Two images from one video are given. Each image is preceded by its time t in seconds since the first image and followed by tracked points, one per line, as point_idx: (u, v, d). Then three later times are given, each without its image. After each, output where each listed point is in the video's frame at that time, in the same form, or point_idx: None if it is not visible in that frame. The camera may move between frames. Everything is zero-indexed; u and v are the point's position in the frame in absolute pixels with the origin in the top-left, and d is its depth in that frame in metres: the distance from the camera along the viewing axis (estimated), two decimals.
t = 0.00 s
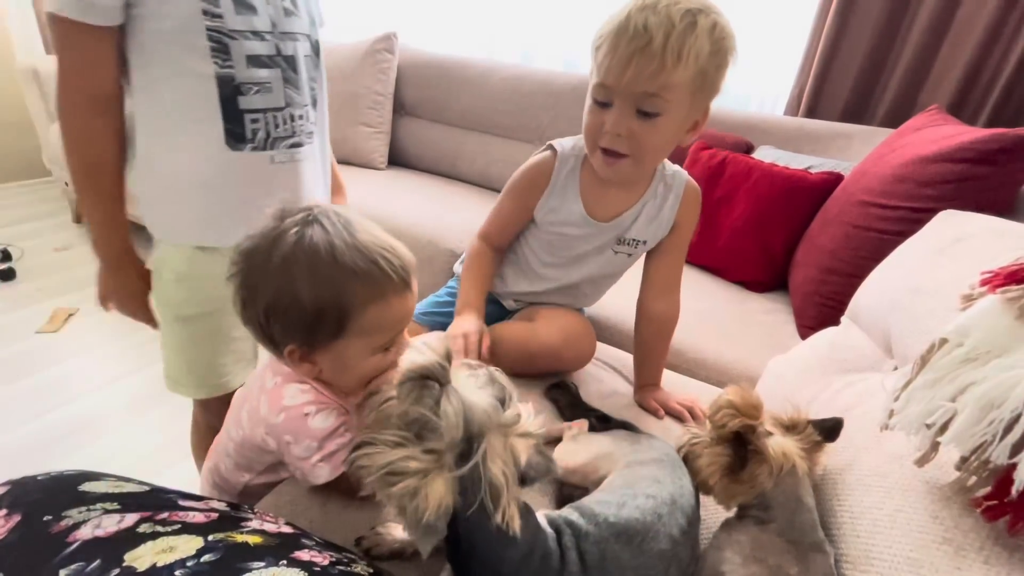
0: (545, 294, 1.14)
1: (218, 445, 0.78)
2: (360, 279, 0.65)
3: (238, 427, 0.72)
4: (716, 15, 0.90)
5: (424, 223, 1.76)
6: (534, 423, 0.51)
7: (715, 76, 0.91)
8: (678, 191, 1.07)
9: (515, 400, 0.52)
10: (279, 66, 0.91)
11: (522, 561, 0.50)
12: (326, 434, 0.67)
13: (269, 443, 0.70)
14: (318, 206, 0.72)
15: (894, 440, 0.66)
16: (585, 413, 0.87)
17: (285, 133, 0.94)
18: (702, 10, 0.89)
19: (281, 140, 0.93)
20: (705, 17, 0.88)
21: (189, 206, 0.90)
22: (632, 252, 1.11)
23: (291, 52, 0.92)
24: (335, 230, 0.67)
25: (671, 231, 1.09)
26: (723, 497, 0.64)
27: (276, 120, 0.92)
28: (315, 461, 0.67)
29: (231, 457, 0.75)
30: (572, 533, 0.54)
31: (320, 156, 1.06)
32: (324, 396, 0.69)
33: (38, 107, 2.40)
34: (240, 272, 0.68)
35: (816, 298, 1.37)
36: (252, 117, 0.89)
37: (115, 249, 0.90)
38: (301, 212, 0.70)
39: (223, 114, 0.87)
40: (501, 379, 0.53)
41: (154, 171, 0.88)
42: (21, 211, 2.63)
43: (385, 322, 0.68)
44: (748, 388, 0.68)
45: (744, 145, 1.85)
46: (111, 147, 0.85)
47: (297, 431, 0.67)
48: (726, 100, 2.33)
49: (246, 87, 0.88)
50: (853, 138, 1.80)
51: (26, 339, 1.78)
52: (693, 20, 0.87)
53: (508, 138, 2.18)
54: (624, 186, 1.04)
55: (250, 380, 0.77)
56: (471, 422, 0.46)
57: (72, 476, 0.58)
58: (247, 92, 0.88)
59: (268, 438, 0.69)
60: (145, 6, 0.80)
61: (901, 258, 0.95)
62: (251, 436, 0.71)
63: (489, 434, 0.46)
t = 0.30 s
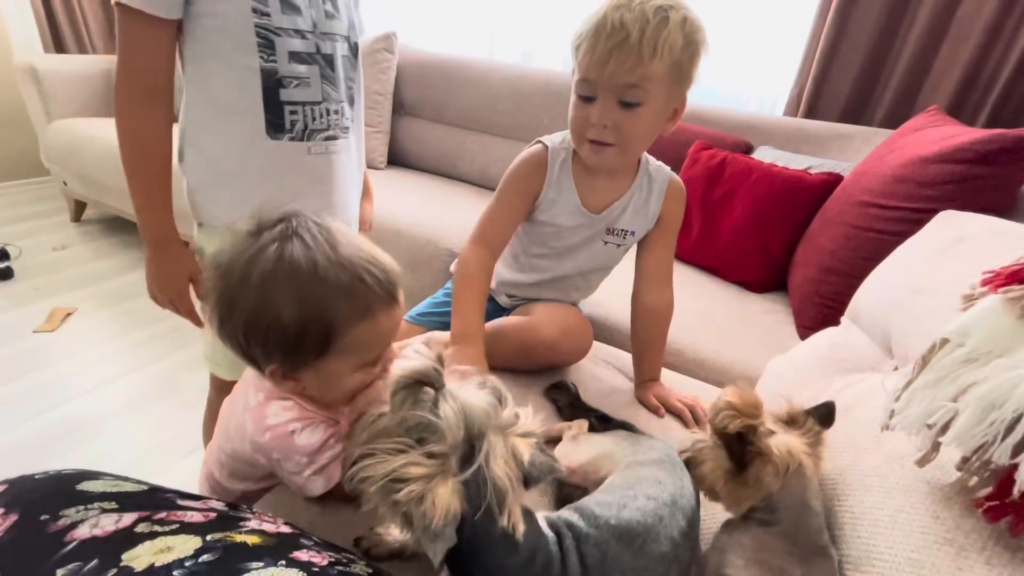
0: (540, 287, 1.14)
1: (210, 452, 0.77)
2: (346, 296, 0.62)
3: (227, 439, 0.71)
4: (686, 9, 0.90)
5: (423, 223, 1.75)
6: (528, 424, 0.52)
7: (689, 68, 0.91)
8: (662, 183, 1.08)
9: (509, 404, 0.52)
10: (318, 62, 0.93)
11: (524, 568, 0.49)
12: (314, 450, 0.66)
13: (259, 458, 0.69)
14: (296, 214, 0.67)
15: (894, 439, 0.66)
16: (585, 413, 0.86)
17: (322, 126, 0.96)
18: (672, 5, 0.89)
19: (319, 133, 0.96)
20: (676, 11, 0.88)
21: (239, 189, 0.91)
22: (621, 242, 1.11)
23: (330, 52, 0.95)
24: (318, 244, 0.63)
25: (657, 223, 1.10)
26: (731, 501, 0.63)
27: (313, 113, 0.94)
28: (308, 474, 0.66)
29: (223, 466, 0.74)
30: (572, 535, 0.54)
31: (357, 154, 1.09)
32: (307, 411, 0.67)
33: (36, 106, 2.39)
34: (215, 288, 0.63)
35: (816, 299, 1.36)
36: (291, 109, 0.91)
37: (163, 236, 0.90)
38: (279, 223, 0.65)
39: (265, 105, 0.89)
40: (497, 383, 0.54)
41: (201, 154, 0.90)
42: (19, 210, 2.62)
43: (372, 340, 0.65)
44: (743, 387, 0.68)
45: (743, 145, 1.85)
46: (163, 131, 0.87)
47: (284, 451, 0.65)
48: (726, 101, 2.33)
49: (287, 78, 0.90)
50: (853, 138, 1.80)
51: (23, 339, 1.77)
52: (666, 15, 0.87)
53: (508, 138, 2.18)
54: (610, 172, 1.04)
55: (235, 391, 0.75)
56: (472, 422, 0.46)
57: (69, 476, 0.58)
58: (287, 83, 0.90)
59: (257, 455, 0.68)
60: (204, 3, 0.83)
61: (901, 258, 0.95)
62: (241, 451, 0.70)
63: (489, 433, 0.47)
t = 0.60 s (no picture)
0: (543, 287, 1.14)
1: (206, 457, 0.76)
2: (344, 324, 0.60)
3: (222, 448, 0.70)
4: (691, 11, 0.89)
5: (423, 222, 1.75)
6: (529, 429, 0.50)
7: (697, 69, 0.91)
8: (669, 186, 1.07)
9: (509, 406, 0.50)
10: (334, 58, 0.93)
11: None
12: (309, 458, 0.65)
13: (254, 468, 0.68)
14: (295, 232, 0.64)
15: (894, 439, 0.66)
16: (584, 414, 0.86)
17: (336, 121, 0.95)
18: (677, 8, 0.88)
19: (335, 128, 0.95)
20: (682, 13, 0.88)
21: (250, 181, 0.91)
22: (626, 244, 1.10)
23: (347, 49, 0.95)
24: (316, 269, 0.61)
25: (663, 226, 1.10)
26: (733, 504, 0.62)
27: (328, 108, 0.94)
28: (303, 483, 0.65)
29: (218, 473, 0.73)
30: (571, 538, 0.54)
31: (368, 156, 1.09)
32: (299, 420, 0.66)
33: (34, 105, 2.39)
34: (207, 309, 0.61)
35: (815, 300, 1.36)
36: (306, 104, 0.91)
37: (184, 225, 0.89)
38: (276, 242, 0.62)
39: (281, 98, 0.89)
40: (492, 385, 0.52)
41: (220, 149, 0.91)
42: (16, 209, 2.61)
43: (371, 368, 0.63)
44: (745, 390, 0.67)
45: (743, 146, 1.84)
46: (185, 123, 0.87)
47: (278, 461, 0.65)
48: (725, 101, 2.33)
49: (303, 72, 0.90)
50: (852, 139, 1.80)
51: (21, 338, 1.77)
52: (673, 19, 0.87)
53: (508, 138, 2.18)
54: (616, 174, 1.03)
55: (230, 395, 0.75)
56: (465, 439, 0.45)
57: (67, 476, 0.58)
58: (303, 77, 0.90)
59: (252, 466, 0.67)
60: None
61: (902, 258, 0.95)
62: (235, 460, 0.69)
63: (485, 447, 0.45)
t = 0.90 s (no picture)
0: (543, 288, 1.14)
1: (207, 458, 0.76)
2: (348, 348, 0.60)
3: (221, 449, 0.70)
4: (705, 18, 0.89)
5: (422, 222, 1.75)
6: (507, 425, 0.53)
7: (709, 79, 0.91)
8: (671, 189, 1.07)
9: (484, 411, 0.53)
10: (339, 59, 0.93)
11: None
12: (306, 461, 0.64)
13: (253, 470, 0.68)
14: (305, 246, 0.63)
15: (893, 441, 0.66)
16: (582, 415, 0.86)
17: (338, 122, 0.95)
18: (693, 16, 0.88)
19: (337, 127, 0.95)
20: (698, 21, 0.88)
21: (251, 177, 0.91)
22: (629, 247, 1.10)
23: (352, 50, 0.95)
24: (327, 290, 0.60)
25: (665, 229, 1.10)
26: (731, 508, 0.62)
27: (331, 108, 0.94)
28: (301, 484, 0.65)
29: (219, 473, 0.73)
30: (570, 541, 0.54)
31: (370, 157, 1.09)
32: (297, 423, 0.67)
33: (33, 105, 2.38)
34: (215, 323, 0.61)
35: (814, 300, 1.37)
36: (309, 103, 0.91)
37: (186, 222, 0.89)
38: (287, 257, 0.61)
39: (283, 96, 0.89)
40: (467, 395, 0.55)
41: (220, 145, 0.90)
42: (16, 209, 2.61)
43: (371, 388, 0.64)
44: (743, 392, 0.66)
45: (742, 147, 1.84)
46: (188, 121, 0.87)
47: (275, 463, 0.65)
48: (725, 102, 2.34)
49: (306, 71, 0.90)
50: (851, 139, 1.80)
51: (20, 338, 1.76)
52: (689, 28, 0.87)
53: (507, 139, 2.18)
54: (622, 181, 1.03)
55: (229, 394, 0.75)
56: (446, 449, 0.47)
57: (66, 476, 0.58)
58: (305, 76, 0.90)
59: (250, 467, 0.67)
60: None
61: (901, 259, 0.95)
62: (235, 460, 0.69)
63: (468, 452, 0.47)
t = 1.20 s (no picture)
0: (541, 289, 1.14)
1: (207, 458, 0.76)
2: (357, 379, 0.59)
3: (223, 449, 0.71)
4: (701, 20, 0.90)
5: (421, 222, 1.75)
6: (488, 432, 0.49)
7: (706, 81, 0.91)
8: (670, 192, 1.07)
9: (463, 419, 0.49)
10: (337, 60, 0.93)
11: None
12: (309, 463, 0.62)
13: (256, 469, 0.67)
14: (318, 273, 0.61)
15: (893, 441, 0.66)
16: (582, 416, 0.86)
17: (336, 123, 0.95)
18: (688, 18, 0.88)
19: (335, 129, 0.95)
20: (694, 23, 0.88)
21: (250, 178, 0.91)
22: (626, 249, 1.11)
23: (351, 51, 0.95)
24: (340, 324, 0.59)
25: (664, 230, 1.10)
26: (732, 511, 0.61)
27: (329, 109, 0.94)
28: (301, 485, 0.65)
29: (219, 473, 0.73)
30: (565, 541, 0.54)
31: (371, 159, 1.09)
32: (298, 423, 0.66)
33: (34, 105, 2.39)
34: (227, 340, 0.61)
35: (814, 301, 1.37)
36: (305, 104, 0.91)
37: (185, 222, 0.90)
38: (303, 280, 0.60)
39: (280, 96, 0.89)
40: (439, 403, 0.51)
41: (219, 146, 0.90)
42: (16, 210, 2.62)
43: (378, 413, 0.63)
44: (745, 394, 0.66)
45: (742, 147, 1.84)
46: (187, 121, 0.87)
47: (279, 463, 0.64)
48: (725, 103, 2.34)
49: (304, 72, 0.90)
50: (851, 140, 1.80)
51: (21, 339, 1.77)
52: (685, 30, 0.87)
53: (507, 139, 2.18)
54: (621, 185, 1.02)
55: (229, 401, 0.76)
56: (419, 478, 0.43)
57: (67, 476, 0.58)
58: (303, 77, 0.90)
59: (252, 467, 0.67)
60: None
61: (900, 259, 0.95)
62: (236, 460, 0.69)
63: (442, 478, 0.43)
